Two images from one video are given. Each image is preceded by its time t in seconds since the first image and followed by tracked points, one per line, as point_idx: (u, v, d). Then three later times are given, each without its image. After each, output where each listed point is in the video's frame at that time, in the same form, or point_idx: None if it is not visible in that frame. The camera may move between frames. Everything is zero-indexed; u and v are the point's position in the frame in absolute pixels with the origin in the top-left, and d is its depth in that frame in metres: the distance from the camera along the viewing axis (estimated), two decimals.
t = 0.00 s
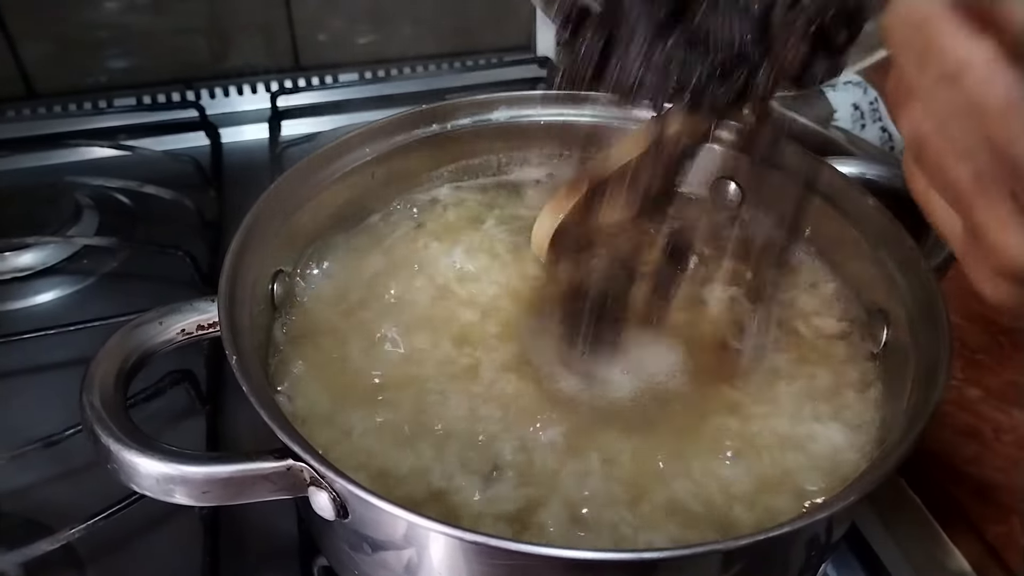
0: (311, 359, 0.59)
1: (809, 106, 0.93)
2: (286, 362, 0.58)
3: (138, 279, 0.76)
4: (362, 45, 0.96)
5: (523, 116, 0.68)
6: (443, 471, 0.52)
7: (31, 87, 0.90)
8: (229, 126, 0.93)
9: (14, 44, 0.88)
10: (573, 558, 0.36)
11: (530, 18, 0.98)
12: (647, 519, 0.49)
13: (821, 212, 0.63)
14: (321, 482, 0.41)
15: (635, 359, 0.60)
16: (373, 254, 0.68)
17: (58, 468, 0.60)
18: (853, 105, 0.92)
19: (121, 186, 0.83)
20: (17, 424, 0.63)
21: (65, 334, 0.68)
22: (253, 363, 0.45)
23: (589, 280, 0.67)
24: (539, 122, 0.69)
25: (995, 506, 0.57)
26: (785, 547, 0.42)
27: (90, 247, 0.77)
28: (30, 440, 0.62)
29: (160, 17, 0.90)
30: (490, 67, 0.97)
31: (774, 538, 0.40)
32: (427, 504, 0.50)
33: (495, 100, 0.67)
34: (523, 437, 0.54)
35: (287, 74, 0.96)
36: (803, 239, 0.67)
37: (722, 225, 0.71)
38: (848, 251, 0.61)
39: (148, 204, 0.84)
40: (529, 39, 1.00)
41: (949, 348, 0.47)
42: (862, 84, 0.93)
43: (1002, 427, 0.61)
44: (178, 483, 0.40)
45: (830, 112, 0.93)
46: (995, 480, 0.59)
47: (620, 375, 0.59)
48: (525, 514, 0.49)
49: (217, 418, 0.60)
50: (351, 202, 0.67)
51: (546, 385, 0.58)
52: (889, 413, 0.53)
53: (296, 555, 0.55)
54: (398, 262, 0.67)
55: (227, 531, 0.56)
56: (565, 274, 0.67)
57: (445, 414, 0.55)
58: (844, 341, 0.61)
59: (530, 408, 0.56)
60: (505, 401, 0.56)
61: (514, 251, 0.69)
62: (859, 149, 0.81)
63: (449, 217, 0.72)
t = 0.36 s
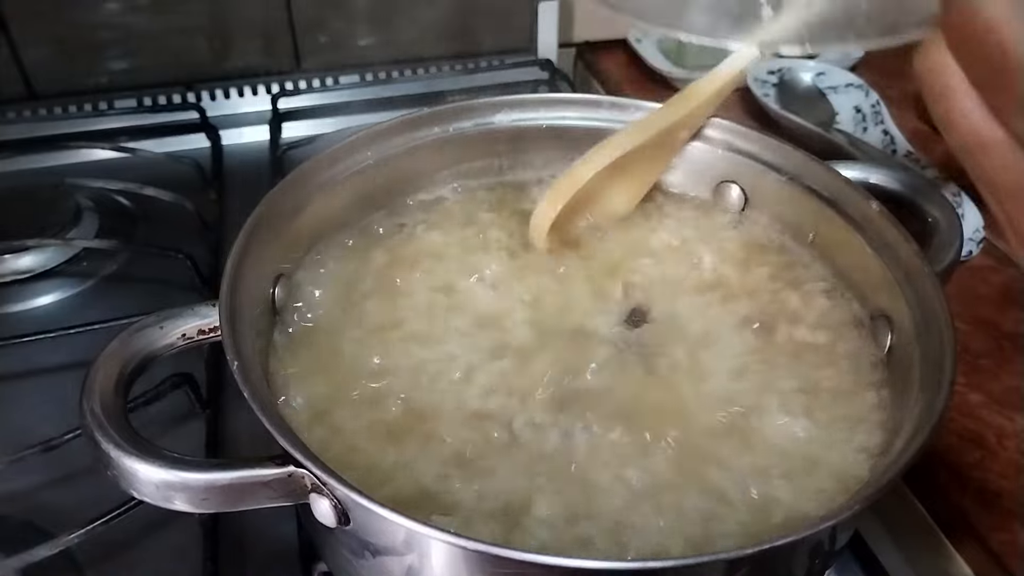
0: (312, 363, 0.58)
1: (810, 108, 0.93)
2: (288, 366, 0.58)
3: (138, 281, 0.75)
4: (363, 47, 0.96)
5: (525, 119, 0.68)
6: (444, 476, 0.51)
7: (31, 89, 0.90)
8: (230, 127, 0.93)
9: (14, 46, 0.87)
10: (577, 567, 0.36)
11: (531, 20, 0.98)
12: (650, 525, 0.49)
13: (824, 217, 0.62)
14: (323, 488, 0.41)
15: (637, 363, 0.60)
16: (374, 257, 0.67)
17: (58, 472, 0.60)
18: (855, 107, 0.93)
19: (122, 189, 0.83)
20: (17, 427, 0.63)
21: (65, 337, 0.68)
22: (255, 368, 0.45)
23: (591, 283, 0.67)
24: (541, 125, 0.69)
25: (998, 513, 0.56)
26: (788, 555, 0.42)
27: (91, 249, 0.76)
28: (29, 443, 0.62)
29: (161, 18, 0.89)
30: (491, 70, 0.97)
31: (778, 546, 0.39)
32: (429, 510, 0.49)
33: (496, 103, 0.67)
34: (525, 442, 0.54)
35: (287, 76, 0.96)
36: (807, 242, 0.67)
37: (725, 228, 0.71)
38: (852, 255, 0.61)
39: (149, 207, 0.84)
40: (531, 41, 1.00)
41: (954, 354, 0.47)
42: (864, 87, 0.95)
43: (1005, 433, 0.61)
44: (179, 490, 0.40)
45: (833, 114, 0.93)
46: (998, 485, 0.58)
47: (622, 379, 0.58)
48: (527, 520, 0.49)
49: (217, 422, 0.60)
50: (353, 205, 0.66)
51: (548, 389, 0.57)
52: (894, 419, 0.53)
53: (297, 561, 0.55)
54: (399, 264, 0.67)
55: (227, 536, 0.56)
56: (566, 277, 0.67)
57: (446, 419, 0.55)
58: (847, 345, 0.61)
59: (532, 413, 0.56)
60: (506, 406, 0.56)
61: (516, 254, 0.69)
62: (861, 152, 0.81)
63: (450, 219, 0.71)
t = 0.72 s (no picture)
0: (314, 368, 0.58)
1: (811, 113, 0.93)
2: (290, 371, 0.58)
3: (140, 286, 0.75)
4: (365, 51, 0.96)
5: (527, 125, 0.68)
6: (447, 483, 0.51)
7: (32, 93, 0.90)
8: (232, 131, 0.93)
9: (16, 50, 0.88)
10: None
11: (533, 24, 0.98)
12: (653, 532, 0.49)
13: (826, 223, 0.62)
14: (326, 496, 0.40)
15: (640, 368, 0.60)
16: (376, 262, 0.67)
17: (59, 477, 0.59)
18: (856, 112, 0.93)
19: (122, 193, 0.83)
20: (17, 432, 0.63)
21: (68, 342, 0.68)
22: (257, 375, 0.45)
23: (595, 289, 0.67)
24: (543, 131, 0.69)
25: (1003, 518, 0.55)
26: (793, 563, 0.42)
27: (91, 254, 0.76)
28: (30, 449, 0.62)
29: (162, 22, 0.90)
30: (493, 74, 0.97)
31: (784, 555, 0.39)
32: (431, 515, 0.49)
33: (498, 109, 0.67)
34: (528, 448, 0.54)
35: (288, 80, 0.95)
36: (808, 248, 0.67)
37: (726, 233, 0.71)
38: (855, 261, 0.61)
39: (150, 211, 0.84)
40: (532, 46, 1.00)
41: (959, 362, 0.47)
42: (865, 93, 0.95)
43: (1007, 438, 0.61)
44: (181, 497, 0.40)
45: (834, 119, 0.92)
46: (1002, 491, 0.57)
47: (624, 384, 0.58)
48: (531, 527, 0.49)
49: (218, 427, 0.60)
50: (355, 211, 0.66)
51: (550, 396, 0.57)
52: (897, 426, 0.53)
53: (299, 567, 0.55)
54: (401, 270, 0.67)
55: (228, 542, 0.56)
56: (568, 283, 0.67)
57: (450, 425, 0.55)
58: (850, 351, 0.61)
59: (534, 419, 0.56)
60: (509, 412, 0.56)
61: (518, 260, 0.69)
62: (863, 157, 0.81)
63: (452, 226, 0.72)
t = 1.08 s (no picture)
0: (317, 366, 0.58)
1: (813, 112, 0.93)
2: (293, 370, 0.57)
3: (141, 284, 0.75)
4: (365, 49, 0.96)
5: (531, 123, 0.68)
6: (450, 481, 0.51)
7: (32, 91, 0.90)
8: (232, 130, 0.93)
9: (16, 48, 0.87)
10: None
11: (534, 22, 0.98)
12: (657, 531, 0.49)
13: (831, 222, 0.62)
14: (330, 495, 0.40)
15: (643, 367, 0.60)
16: (378, 260, 0.67)
17: (60, 475, 0.59)
18: (858, 111, 0.93)
19: (123, 191, 0.83)
20: (18, 430, 0.63)
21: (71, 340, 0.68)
22: (261, 373, 0.44)
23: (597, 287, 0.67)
24: (547, 129, 0.69)
25: (1004, 518, 0.55)
26: (798, 562, 0.42)
27: (92, 251, 0.76)
28: (31, 447, 0.62)
29: (162, 19, 0.89)
30: (494, 72, 0.97)
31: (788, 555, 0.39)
32: (434, 513, 0.49)
33: (502, 107, 0.67)
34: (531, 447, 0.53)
35: (289, 78, 0.95)
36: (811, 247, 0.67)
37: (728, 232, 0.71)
38: (858, 260, 0.61)
39: (150, 209, 0.83)
40: (533, 44, 1.00)
41: (966, 362, 0.47)
42: (867, 91, 0.95)
43: (1010, 437, 0.61)
44: (185, 496, 0.39)
45: (836, 118, 0.93)
46: (1003, 491, 0.57)
47: (627, 382, 0.58)
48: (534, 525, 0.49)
49: (220, 426, 0.60)
50: (357, 208, 0.66)
51: (553, 395, 0.57)
52: (901, 425, 0.53)
53: (302, 565, 0.55)
54: (403, 268, 0.67)
55: (231, 540, 0.56)
56: (569, 281, 0.67)
57: (452, 423, 0.55)
58: (853, 351, 0.61)
59: (538, 417, 0.56)
60: (512, 410, 0.56)
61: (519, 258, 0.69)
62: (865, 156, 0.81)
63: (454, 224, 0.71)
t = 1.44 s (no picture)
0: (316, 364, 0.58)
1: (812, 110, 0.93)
2: (293, 368, 0.57)
3: (140, 281, 0.75)
4: (363, 47, 0.96)
5: (530, 120, 0.68)
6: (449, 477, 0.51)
7: (30, 89, 0.90)
8: (230, 127, 0.92)
9: (14, 46, 0.87)
10: (589, 570, 0.36)
11: (532, 20, 0.98)
12: (657, 526, 0.49)
13: (829, 219, 0.62)
14: (331, 490, 0.40)
15: (641, 363, 0.60)
16: (376, 258, 0.67)
17: (59, 473, 0.59)
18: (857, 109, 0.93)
19: (121, 188, 0.83)
20: (18, 428, 0.63)
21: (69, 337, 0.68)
22: (261, 369, 0.44)
23: (597, 284, 0.67)
24: (546, 126, 0.69)
25: (1002, 514, 0.56)
26: (798, 557, 0.42)
27: (90, 249, 0.76)
28: (29, 444, 0.62)
29: (160, 17, 0.89)
30: (493, 70, 0.97)
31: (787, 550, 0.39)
32: (435, 510, 0.49)
33: (501, 105, 0.67)
34: (530, 444, 0.54)
35: (288, 76, 0.95)
36: (810, 245, 0.67)
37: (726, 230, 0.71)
38: (858, 258, 0.61)
39: (149, 206, 0.83)
40: (532, 42, 1.00)
41: (965, 358, 0.47)
42: (866, 90, 0.95)
43: (1008, 434, 0.61)
44: (186, 491, 0.39)
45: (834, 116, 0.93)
46: (1002, 487, 0.57)
47: (625, 379, 0.58)
48: (534, 521, 0.49)
49: (219, 423, 0.60)
50: (356, 206, 0.66)
51: (553, 391, 0.57)
52: (901, 422, 0.53)
53: (302, 562, 0.55)
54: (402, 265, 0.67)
55: (230, 538, 0.55)
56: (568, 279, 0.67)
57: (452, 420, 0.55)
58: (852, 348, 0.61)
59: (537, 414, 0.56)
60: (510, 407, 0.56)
61: (518, 256, 0.69)
62: (864, 153, 0.81)
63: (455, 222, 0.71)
